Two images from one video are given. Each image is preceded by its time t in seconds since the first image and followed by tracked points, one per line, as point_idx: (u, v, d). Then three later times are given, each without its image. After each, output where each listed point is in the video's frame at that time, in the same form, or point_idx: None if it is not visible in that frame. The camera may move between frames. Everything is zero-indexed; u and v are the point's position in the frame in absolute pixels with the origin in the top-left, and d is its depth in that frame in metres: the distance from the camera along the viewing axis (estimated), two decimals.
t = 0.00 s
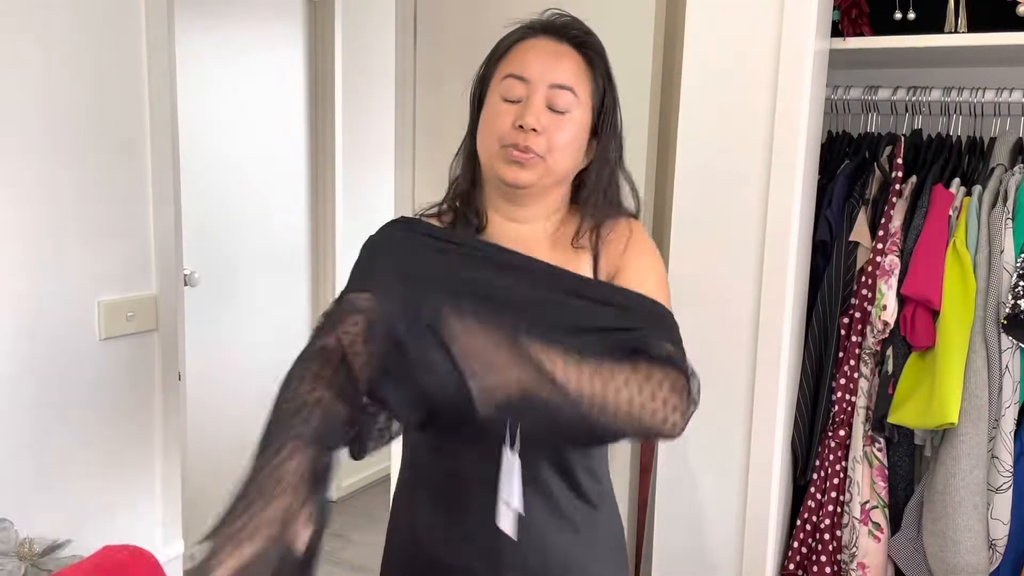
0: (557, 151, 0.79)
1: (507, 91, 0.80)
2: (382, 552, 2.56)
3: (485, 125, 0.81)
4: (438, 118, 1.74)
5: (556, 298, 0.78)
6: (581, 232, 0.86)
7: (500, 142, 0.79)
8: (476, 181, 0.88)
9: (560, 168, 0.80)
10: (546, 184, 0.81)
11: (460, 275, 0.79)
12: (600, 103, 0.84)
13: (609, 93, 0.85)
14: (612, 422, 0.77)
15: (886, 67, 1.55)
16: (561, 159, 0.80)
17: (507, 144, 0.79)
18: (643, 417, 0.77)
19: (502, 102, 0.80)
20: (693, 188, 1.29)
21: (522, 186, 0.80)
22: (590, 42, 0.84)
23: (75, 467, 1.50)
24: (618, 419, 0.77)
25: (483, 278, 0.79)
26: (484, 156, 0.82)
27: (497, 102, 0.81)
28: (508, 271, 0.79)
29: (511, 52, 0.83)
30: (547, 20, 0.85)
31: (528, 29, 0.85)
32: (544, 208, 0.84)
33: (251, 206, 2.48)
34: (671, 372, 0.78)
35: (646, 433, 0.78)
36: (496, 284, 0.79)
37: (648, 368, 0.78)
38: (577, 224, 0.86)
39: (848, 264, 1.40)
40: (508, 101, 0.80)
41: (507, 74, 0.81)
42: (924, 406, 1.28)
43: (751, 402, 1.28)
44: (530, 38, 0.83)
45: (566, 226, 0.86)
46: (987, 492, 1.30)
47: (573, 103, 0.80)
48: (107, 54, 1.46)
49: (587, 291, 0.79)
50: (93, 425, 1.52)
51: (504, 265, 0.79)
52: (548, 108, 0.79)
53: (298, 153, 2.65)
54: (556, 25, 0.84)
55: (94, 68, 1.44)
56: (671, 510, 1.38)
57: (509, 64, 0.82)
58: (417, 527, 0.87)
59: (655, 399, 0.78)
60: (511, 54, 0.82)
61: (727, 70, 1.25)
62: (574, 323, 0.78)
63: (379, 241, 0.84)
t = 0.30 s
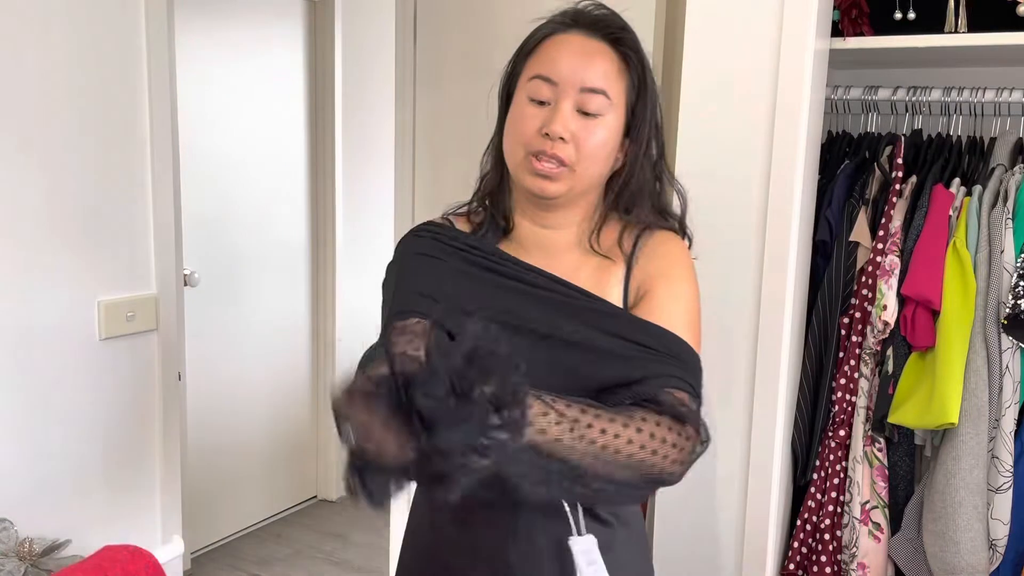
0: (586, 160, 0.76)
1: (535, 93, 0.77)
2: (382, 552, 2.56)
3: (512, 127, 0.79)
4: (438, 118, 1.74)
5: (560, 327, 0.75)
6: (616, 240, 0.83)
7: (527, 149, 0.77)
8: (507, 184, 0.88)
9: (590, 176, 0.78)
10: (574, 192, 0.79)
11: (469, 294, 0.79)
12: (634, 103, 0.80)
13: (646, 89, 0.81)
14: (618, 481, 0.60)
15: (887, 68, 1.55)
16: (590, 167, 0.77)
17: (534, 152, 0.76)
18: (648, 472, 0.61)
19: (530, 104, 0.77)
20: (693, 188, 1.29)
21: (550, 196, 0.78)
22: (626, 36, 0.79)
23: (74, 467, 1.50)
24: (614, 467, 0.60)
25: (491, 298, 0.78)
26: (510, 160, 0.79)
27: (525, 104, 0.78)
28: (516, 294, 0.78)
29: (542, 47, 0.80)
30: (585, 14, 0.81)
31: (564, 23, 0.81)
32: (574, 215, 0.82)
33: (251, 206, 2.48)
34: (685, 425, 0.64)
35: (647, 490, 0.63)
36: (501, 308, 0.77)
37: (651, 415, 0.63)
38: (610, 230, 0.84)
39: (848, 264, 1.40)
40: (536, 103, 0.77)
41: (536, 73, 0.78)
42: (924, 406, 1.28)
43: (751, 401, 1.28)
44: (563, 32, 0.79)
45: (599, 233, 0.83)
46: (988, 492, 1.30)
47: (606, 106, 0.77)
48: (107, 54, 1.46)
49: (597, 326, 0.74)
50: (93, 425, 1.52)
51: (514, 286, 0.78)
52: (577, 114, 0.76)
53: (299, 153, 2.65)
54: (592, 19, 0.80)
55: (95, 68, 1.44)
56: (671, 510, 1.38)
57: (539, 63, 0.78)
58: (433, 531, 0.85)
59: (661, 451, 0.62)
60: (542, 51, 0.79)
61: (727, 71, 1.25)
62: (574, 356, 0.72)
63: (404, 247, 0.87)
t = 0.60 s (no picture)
0: (608, 171, 0.76)
1: (558, 99, 0.76)
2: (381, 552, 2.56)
3: (533, 133, 0.78)
4: (439, 118, 1.74)
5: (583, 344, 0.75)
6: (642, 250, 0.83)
7: (548, 158, 0.76)
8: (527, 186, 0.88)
9: (613, 186, 0.77)
10: (596, 202, 0.78)
11: (489, 305, 0.78)
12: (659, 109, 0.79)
13: (675, 94, 0.80)
14: (637, 497, 0.65)
15: (887, 68, 1.55)
16: (613, 178, 0.76)
17: (556, 162, 0.76)
18: (668, 489, 0.66)
19: (553, 112, 0.76)
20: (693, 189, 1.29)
21: (571, 206, 0.78)
22: (656, 41, 0.78)
23: (74, 467, 1.50)
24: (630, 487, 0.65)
25: (509, 314, 0.78)
26: (531, 167, 0.79)
27: (547, 111, 0.77)
28: (536, 311, 0.77)
29: (566, 50, 0.78)
30: (612, 16, 0.80)
31: (591, 25, 0.79)
32: (599, 223, 0.82)
33: (250, 205, 2.48)
34: (704, 443, 0.67)
35: (667, 506, 0.67)
36: (521, 325, 0.77)
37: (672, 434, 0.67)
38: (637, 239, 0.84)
39: (848, 265, 1.41)
40: (559, 111, 0.76)
41: (559, 78, 0.77)
42: (924, 405, 1.28)
43: (751, 402, 1.28)
44: (589, 36, 0.78)
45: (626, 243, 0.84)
46: (987, 492, 1.30)
47: (631, 115, 0.76)
48: (107, 53, 1.46)
49: (621, 342, 0.74)
50: (92, 425, 1.52)
51: (534, 301, 0.77)
52: (600, 123, 0.75)
53: (298, 153, 2.65)
54: (620, 22, 0.79)
55: (94, 68, 1.44)
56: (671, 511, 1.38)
57: (562, 67, 0.77)
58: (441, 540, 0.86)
59: (678, 471, 0.66)
60: (565, 55, 0.78)
61: (728, 71, 1.25)
62: (599, 374, 0.73)
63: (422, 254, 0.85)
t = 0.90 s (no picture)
0: (617, 177, 0.76)
1: (568, 104, 0.76)
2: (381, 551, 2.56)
3: (542, 139, 0.78)
4: (439, 118, 1.74)
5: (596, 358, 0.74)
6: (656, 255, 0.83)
7: (557, 165, 0.76)
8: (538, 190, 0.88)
9: (623, 192, 0.77)
10: (606, 208, 0.78)
11: (505, 322, 0.78)
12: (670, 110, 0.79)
13: (687, 96, 0.79)
14: (641, 510, 0.65)
15: (887, 68, 1.55)
16: (623, 184, 0.76)
17: (565, 169, 0.76)
18: (676, 503, 0.66)
19: (562, 118, 0.76)
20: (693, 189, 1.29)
21: (581, 212, 0.78)
22: (668, 42, 0.78)
23: (74, 467, 1.50)
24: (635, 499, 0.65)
25: (521, 329, 0.77)
26: (540, 172, 0.79)
27: (557, 116, 0.76)
28: (547, 326, 0.76)
29: (576, 52, 0.78)
30: (624, 16, 0.79)
31: (602, 27, 0.79)
32: (612, 228, 0.82)
33: (250, 205, 2.48)
34: (714, 457, 0.68)
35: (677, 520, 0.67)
36: (532, 341, 0.76)
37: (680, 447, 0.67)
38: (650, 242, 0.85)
39: (848, 265, 1.41)
40: (568, 116, 0.76)
41: (568, 82, 0.76)
42: (924, 406, 1.28)
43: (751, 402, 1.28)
44: (599, 38, 0.77)
45: (640, 247, 0.84)
46: (988, 492, 1.30)
47: (641, 120, 0.75)
48: (107, 53, 1.46)
49: (645, 359, 0.73)
50: (92, 425, 1.52)
51: (546, 315, 0.76)
52: (610, 129, 0.74)
53: (298, 153, 2.65)
54: (631, 24, 0.78)
55: (95, 68, 1.44)
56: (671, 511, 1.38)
57: (571, 71, 0.76)
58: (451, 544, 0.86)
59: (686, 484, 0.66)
60: (575, 57, 0.77)
61: (728, 70, 1.25)
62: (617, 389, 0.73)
63: (429, 270, 0.85)
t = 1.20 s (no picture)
0: (619, 182, 0.76)
1: (568, 109, 0.76)
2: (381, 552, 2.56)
3: (543, 144, 0.78)
4: (439, 118, 1.74)
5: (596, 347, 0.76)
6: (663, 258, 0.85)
7: (559, 170, 0.76)
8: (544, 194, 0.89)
9: (625, 197, 0.77)
10: (608, 212, 0.79)
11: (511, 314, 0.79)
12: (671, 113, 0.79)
13: (689, 100, 0.79)
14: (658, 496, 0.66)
15: (887, 68, 1.55)
16: (624, 189, 0.76)
17: (566, 174, 0.76)
18: (693, 496, 0.66)
19: (563, 122, 0.76)
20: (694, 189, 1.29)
21: (584, 216, 0.78)
22: (670, 46, 0.77)
23: (74, 467, 1.50)
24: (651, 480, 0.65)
25: (522, 316, 0.79)
26: (542, 177, 0.79)
27: (558, 121, 0.76)
28: (556, 317, 0.78)
29: (576, 57, 0.77)
30: (625, 20, 0.79)
31: (603, 30, 0.79)
32: (617, 232, 0.83)
33: (251, 205, 2.48)
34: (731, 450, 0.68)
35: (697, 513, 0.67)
36: (532, 327, 0.78)
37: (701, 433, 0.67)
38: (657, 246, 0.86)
39: (848, 265, 1.41)
40: (569, 121, 0.76)
41: (569, 86, 0.76)
42: (924, 406, 1.28)
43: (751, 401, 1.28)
44: (600, 42, 0.77)
45: (647, 251, 0.85)
46: (988, 492, 1.30)
47: (643, 125, 0.75)
48: (106, 53, 1.46)
49: (651, 352, 0.75)
50: (92, 425, 1.52)
51: (555, 307, 0.78)
52: (611, 134, 0.74)
53: (298, 153, 2.65)
54: (633, 28, 0.78)
55: (94, 68, 1.44)
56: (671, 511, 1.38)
57: (572, 75, 0.76)
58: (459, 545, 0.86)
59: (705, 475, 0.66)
60: (575, 61, 0.77)
61: (728, 70, 1.25)
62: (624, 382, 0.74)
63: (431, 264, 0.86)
